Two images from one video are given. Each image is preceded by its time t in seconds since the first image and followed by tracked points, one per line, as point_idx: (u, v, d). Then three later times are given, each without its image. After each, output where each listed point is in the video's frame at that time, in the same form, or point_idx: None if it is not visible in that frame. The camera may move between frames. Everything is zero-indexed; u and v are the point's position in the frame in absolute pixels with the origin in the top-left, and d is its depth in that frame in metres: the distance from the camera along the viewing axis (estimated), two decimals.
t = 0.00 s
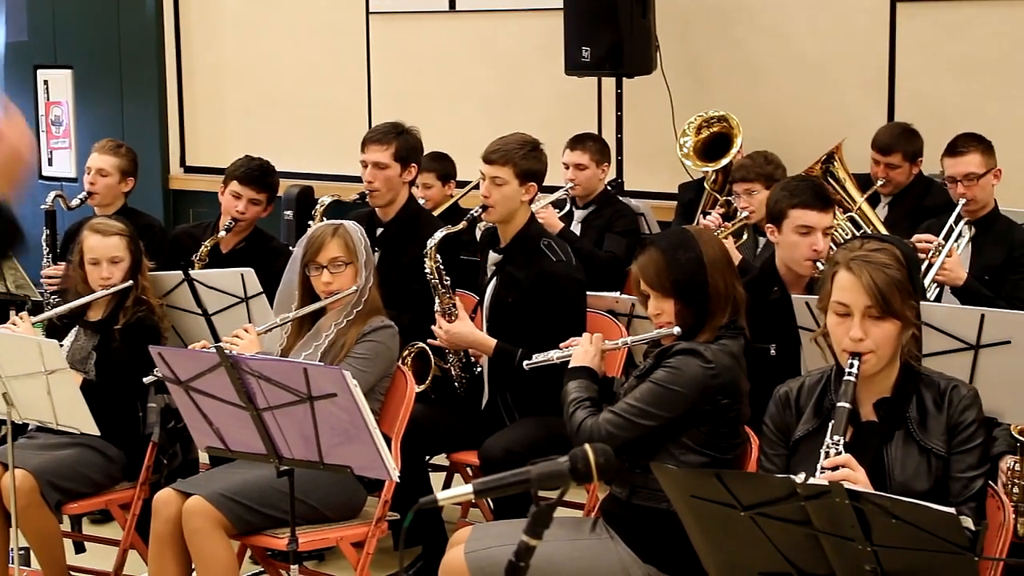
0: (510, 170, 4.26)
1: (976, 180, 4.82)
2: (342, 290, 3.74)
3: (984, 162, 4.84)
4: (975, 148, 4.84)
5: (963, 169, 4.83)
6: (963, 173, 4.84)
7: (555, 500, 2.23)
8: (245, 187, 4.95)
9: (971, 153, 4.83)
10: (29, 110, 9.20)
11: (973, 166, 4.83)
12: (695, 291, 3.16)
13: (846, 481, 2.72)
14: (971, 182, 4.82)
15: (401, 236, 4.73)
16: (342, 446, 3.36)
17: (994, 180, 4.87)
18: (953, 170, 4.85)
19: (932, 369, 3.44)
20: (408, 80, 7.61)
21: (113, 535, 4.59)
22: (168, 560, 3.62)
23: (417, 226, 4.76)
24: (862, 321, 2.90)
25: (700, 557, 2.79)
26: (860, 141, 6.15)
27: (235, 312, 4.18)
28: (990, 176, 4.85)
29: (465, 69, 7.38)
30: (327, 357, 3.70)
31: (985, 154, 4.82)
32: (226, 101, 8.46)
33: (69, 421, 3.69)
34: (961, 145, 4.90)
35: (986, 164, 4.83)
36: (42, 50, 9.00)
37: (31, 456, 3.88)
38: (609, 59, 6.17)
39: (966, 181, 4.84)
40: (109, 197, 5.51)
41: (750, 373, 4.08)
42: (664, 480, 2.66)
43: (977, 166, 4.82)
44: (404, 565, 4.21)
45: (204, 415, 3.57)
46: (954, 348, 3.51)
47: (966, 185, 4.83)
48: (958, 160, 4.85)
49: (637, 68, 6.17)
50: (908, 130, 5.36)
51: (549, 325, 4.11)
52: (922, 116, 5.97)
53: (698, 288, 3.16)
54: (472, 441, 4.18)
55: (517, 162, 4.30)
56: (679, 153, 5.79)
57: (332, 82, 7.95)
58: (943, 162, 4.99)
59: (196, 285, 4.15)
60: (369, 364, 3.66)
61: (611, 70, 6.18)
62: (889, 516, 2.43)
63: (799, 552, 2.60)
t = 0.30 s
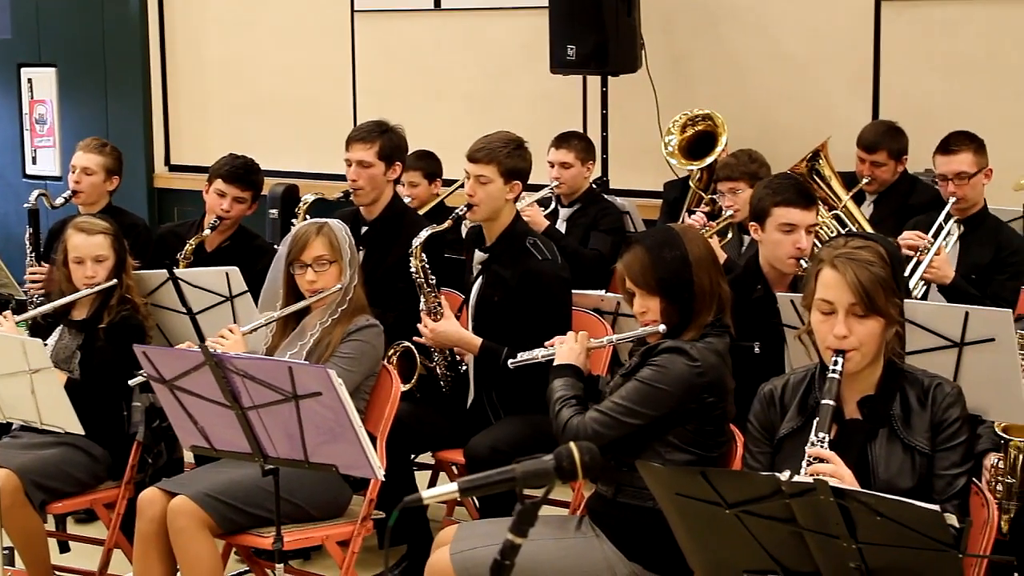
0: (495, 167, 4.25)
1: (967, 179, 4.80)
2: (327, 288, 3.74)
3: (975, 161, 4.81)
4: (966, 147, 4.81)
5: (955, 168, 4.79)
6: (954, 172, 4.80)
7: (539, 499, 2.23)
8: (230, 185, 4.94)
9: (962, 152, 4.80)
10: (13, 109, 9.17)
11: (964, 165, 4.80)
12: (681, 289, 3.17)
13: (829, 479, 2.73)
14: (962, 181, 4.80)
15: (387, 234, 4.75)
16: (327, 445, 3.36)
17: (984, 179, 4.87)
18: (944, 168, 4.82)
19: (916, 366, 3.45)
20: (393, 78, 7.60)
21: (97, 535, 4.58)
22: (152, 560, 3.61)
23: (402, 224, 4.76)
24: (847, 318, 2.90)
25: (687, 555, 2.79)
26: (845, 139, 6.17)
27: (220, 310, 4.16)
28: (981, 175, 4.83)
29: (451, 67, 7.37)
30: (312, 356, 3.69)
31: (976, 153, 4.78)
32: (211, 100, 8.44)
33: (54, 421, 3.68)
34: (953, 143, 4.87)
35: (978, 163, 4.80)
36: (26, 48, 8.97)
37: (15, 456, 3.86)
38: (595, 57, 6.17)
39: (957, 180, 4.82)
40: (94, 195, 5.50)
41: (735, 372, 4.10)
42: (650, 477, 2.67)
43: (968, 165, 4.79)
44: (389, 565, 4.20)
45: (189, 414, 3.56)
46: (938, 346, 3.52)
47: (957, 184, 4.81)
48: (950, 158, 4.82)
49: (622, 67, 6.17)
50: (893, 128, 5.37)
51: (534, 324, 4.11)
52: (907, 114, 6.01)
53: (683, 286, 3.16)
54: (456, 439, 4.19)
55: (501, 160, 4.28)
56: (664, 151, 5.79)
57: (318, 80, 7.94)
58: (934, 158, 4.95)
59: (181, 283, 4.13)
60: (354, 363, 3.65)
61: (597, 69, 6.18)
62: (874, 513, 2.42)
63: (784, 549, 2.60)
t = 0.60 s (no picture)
0: (478, 166, 4.25)
1: (954, 178, 4.81)
2: (310, 287, 3.74)
3: (962, 160, 4.82)
4: (953, 146, 4.81)
5: (941, 166, 4.81)
6: (940, 171, 4.82)
7: (524, 497, 2.23)
8: (213, 184, 4.92)
9: (949, 151, 4.81)
10: None
11: (950, 164, 4.81)
12: (664, 287, 3.17)
13: (811, 476, 2.73)
14: (948, 180, 4.82)
15: (370, 233, 4.74)
16: (310, 444, 3.36)
17: (970, 178, 4.89)
18: (931, 167, 4.83)
19: (898, 363, 3.46)
20: (378, 76, 7.60)
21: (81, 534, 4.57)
22: (136, 560, 3.60)
23: (384, 222, 4.76)
24: (829, 316, 2.91)
25: (669, 553, 2.80)
26: (827, 137, 6.21)
27: (204, 309, 4.15)
28: (967, 174, 4.84)
29: (435, 66, 7.37)
30: (296, 354, 3.69)
31: (963, 152, 4.79)
32: (195, 99, 8.43)
33: (36, 420, 3.68)
34: (940, 142, 4.86)
35: (964, 162, 4.81)
36: (7, 48, 8.94)
37: None
38: (577, 56, 6.18)
39: (943, 178, 4.84)
40: (77, 194, 5.49)
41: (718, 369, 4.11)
42: (633, 475, 2.68)
43: (954, 164, 4.79)
44: (372, 564, 4.20)
45: (172, 413, 3.56)
46: (920, 344, 3.53)
47: (944, 182, 4.83)
48: (935, 157, 4.83)
49: (604, 66, 6.19)
50: (874, 127, 5.39)
51: (518, 322, 4.12)
52: (888, 112, 6.04)
53: (666, 284, 3.16)
54: (439, 438, 4.19)
55: (485, 160, 4.28)
56: (646, 150, 5.80)
57: (302, 79, 7.94)
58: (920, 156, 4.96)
59: (164, 282, 4.11)
60: (337, 362, 3.66)
61: (579, 67, 6.19)
62: (857, 511, 2.43)
63: (766, 546, 2.61)
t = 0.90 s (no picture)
0: (463, 166, 4.25)
1: (937, 177, 4.86)
2: (295, 288, 3.73)
3: (945, 159, 4.87)
4: (936, 145, 4.86)
5: (925, 165, 4.86)
6: (924, 169, 4.87)
7: (508, 496, 2.23)
8: (198, 183, 4.93)
9: (933, 150, 4.86)
10: None
11: (934, 163, 4.86)
12: (649, 286, 3.17)
13: (795, 475, 2.73)
14: (932, 179, 4.87)
15: (355, 233, 4.73)
16: (294, 444, 3.35)
17: (953, 177, 4.93)
18: (914, 166, 4.88)
19: (881, 362, 3.46)
20: (366, 77, 7.65)
21: (63, 535, 4.56)
22: (119, 560, 3.59)
23: (368, 221, 4.77)
24: (813, 315, 2.91)
25: (654, 553, 2.80)
26: (810, 136, 6.24)
27: (188, 309, 4.14)
28: (951, 172, 4.89)
29: (423, 66, 7.42)
30: (280, 354, 3.68)
31: (947, 151, 4.84)
32: (183, 99, 8.45)
33: (20, 421, 3.69)
34: (924, 140, 4.92)
35: (948, 160, 4.86)
36: None
37: None
38: (562, 55, 6.19)
39: (927, 177, 4.89)
40: (61, 193, 5.48)
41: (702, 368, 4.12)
42: (617, 475, 2.67)
43: (937, 164, 4.85)
44: (356, 565, 4.19)
45: (155, 413, 3.55)
46: (904, 342, 3.53)
47: (927, 181, 4.87)
48: (919, 156, 4.88)
49: (588, 65, 6.20)
50: (858, 126, 5.39)
51: (502, 321, 4.12)
52: (872, 111, 6.08)
53: (651, 283, 3.16)
54: (424, 437, 4.20)
55: (470, 159, 4.29)
56: (630, 149, 5.80)
57: (290, 79, 7.97)
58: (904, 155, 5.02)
59: (147, 282, 4.11)
60: (321, 361, 3.65)
61: (563, 66, 6.20)
62: (840, 510, 2.43)
63: (751, 546, 2.61)
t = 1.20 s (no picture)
0: (449, 165, 4.23)
1: (918, 175, 4.86)
2: (281, 287, 3.72)
3: (927, 157, 4.87)
4: (917, 144, 4.87)
5: (905, 164, 4.85)
6: (906, 167, 4.86)
7: (494, 496, 2.22)
8: (182, 182, 4.92)
9: (913, 149, 4.86)
10: None
11: (914, 161, 4.85)
12: (634, 285, 3.17)
13: (781, 473, 2.72)
14: (912, 177, 4.87)
15: (340, 232, 4.73)
16: (279, 443, 3.34)
17: (934, 175, 4.94)
18: (895, 164, 4.88)
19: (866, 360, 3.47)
20: (353, 75, 7.65)
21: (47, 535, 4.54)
22: (104, 560, 3.57)
23: (355, 220, 4.76)
24: (798, 314, 2.90)
25: (640, 552, 2.80)
26: (796, 135, 6.25)
27: (172, 309, 4.13)
28: (932, 171, 4.89)
29: (409, 65, 7.42)
30: (264, 353, 3.67)
31: (927, 150, 4.84)
32: (169, 98, 8.43)
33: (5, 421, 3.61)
34: (904, 139, 4.93)
35: (929, 159, 4.86)
36: None
37: None
38: (547, 54, 6.18)
39: (908, 175, 4.88)
40: (46, 193, 5.46)
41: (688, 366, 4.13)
42: (603, 474, 2.67)
43: (918, 162, 4.84)
44: (342, 565, 4.18)
45: (140, 412, 3.54)
46: (889, 341, 3.54)
47: (908, 180, 4.88)
48: (900, 155, 4.88)
49: (574, 64, 6.21)
50: (842, 125, 5.40)
51: (488, 320, 4.11)
52: (858, 110, 6.09)
53: (636, 282, 3.16)
54: (411, 436, 4.20)
55: (455, 157, 4.27)
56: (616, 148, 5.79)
57: (277, 78, 7.97)
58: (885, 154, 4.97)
59: (131, 281, 4.10)
60: (307, 361, 3.64)
61: (549, 65, 6.19)
62: (826, 508, 2.43)
63: (737, 545, 2.61)
